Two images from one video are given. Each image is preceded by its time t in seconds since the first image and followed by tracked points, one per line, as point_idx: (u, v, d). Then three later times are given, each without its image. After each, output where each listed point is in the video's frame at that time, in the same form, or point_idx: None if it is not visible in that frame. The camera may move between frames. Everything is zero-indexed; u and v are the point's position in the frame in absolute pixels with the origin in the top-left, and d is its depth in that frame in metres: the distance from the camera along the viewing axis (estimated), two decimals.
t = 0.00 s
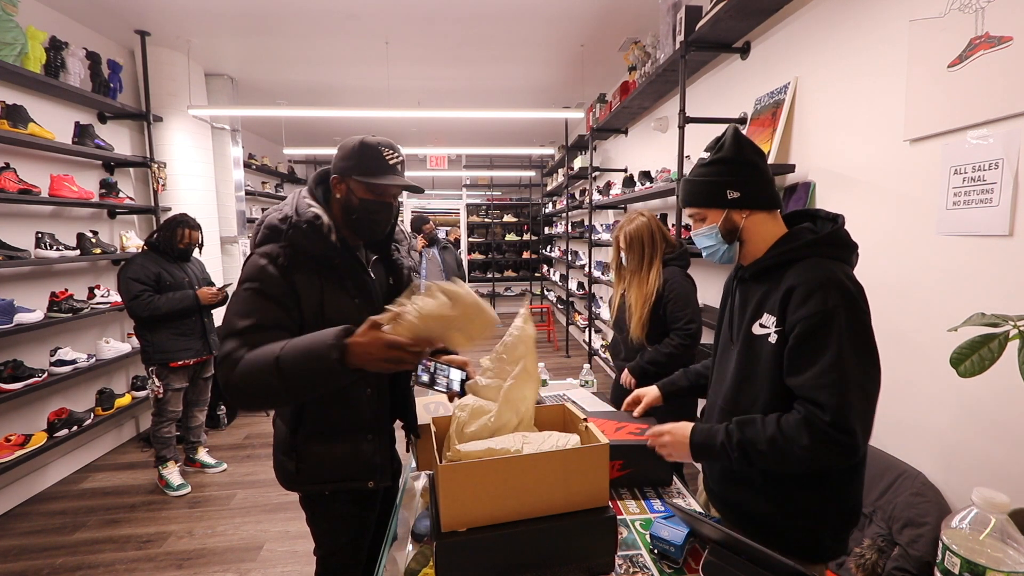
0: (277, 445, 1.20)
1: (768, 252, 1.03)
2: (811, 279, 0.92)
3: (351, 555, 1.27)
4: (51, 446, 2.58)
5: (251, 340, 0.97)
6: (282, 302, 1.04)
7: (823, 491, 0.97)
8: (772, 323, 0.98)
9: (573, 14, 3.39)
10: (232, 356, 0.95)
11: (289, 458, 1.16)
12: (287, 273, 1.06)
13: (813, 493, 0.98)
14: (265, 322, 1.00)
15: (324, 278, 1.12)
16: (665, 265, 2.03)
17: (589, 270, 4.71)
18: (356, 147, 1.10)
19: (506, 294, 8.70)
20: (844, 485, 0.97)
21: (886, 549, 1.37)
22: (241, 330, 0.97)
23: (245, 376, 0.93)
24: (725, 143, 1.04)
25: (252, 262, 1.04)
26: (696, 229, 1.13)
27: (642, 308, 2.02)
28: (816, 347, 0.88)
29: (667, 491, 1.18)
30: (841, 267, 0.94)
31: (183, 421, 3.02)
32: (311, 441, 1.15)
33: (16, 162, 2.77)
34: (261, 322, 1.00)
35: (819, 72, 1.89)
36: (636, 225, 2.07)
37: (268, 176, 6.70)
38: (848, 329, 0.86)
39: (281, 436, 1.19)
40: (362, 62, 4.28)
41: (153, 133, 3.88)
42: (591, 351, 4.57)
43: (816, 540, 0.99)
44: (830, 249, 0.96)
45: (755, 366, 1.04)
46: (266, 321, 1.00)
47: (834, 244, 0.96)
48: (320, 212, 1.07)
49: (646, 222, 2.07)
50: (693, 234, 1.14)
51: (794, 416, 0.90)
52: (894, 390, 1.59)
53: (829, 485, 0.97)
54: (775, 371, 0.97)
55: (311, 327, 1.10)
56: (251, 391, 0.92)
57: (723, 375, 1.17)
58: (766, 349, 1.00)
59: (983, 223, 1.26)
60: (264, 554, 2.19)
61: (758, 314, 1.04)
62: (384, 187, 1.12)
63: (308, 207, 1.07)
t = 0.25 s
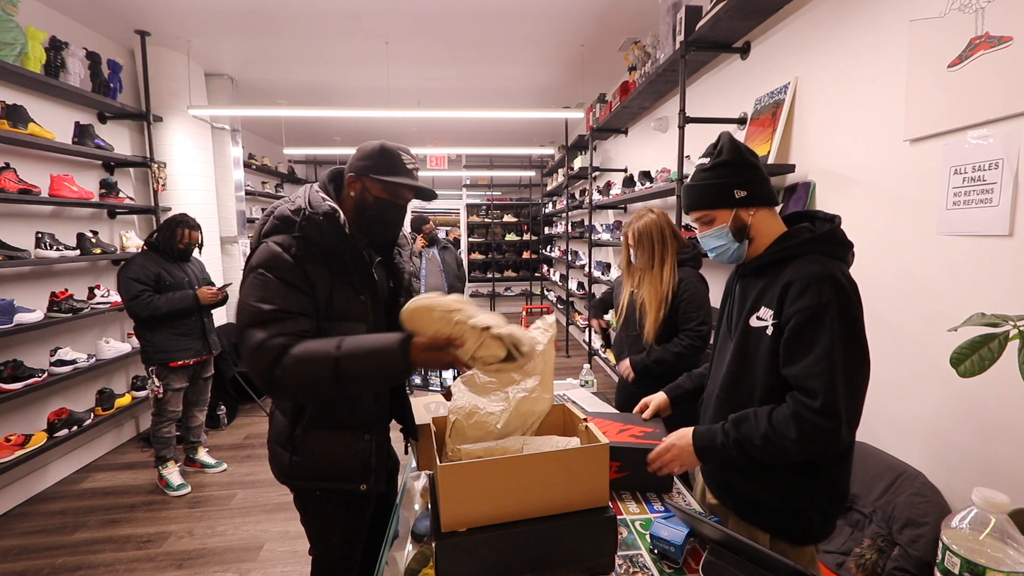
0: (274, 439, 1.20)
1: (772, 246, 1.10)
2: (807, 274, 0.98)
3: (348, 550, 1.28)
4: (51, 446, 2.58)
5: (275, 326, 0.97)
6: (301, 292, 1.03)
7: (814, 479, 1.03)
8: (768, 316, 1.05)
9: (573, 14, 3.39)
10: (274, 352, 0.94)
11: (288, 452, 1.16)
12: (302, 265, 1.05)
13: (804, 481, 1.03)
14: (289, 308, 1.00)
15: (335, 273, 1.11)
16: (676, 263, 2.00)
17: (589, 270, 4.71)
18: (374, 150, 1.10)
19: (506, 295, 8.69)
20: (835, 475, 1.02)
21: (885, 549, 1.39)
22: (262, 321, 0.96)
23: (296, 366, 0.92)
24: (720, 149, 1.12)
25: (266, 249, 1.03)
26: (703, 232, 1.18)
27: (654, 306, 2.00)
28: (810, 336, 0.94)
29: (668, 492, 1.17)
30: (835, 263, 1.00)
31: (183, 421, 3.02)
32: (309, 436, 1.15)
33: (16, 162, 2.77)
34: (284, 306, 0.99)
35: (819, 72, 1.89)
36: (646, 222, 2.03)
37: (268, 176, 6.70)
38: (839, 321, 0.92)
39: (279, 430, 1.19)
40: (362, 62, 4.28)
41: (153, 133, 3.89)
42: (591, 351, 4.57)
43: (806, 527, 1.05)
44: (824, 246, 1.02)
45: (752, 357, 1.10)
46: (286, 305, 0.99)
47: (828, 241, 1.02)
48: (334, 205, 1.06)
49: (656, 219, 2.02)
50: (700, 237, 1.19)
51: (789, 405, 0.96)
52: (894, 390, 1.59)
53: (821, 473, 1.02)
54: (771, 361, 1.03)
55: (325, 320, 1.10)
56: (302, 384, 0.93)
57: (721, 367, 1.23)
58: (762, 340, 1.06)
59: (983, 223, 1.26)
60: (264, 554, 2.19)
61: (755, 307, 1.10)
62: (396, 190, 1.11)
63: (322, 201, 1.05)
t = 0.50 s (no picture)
0: (273, 427, 1.11)
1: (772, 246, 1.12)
2: (807, 270, 1.01)
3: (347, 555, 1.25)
4: (50, 446, 2.58)
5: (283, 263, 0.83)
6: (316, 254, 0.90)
7: (807, 467, 1.07)
8: (767, 311, 1.08)
9: (573, 14, 3.39)
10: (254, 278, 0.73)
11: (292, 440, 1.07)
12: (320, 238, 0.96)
13: (798, 470, 1.07)
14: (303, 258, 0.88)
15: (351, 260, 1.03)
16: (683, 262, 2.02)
17: (589, 270, 4.71)
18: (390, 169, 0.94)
19: (506, 294, 8.69)
20: (826, 462, 1.07)
21: (886, 549, 1.39)
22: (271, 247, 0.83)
23: (279, 302, 0.71)
24: (723, 152, 1.13)
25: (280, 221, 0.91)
26: (706, 232, 1.20)
27: (661, 306, 1.99)
28: (808, 330, 0.98)
29: (669, 492, 1.17)
30: (832, 260, 1.04)
31: (183, 421, 3.02)
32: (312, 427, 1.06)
33: (16, 162, 2.77)
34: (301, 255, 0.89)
35: (819, 72, 1.89)
36: (652, 223, 2.01)
37: (268, 176, 6.70)
38: (838, 315, 0.96)
39: (281, 418, 1.09)
40: (362, 62, 4.29)
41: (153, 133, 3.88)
42: (591, 351, 4.57)
43: (797, 512, 1.10)
44: (824, 244, 1.05)
45: (751, 350, 1.13)
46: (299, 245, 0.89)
47: (826, 241, 1.05)
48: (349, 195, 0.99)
49: (662, 220, 2.01)
50: (703, 238, 1.21)
51: (789, 397, 0.99)
52: (894, 390, 1.59)
53: (814, 461, 1.06)
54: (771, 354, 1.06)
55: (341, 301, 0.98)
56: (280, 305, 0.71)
57: (720, 362, 1.26)
58: (761, 334, 1.09)
59: (983, 223, 1.26)
60: (264, 554, 2.19)
61: (754, 302, 1.13)
62: (409, 213, 0.93)
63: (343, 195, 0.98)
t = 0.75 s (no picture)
0: (274, 413, 1.14)
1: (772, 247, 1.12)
2: (806, 268, 1.02)
3: (343, 548, 1.26)
4: (50, 446, 2.58)
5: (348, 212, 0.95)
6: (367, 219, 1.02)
7: (805, 460, 1.09)
8: (766, 307, 1.08)
9: (574, 14, 3.39)
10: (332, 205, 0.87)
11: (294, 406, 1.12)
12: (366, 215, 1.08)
13: (796, 463, 1.09)
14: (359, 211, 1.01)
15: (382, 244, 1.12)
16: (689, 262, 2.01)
17: (589, 270, 4.70)
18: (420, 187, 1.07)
19: (506, 294, 8.69)
20: (822, 454, 1.09)
21: (886, 550, 1.39)
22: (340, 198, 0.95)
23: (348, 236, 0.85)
24: (723, 158, 1.13)
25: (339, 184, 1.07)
26: (708, 237, 1.18)
27: (670, 305, 1.98)
28: (810, 326, 0.98)
29: (668, 491, 1.17)
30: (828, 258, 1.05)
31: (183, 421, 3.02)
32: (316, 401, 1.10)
33: (16, 162, 2.77)
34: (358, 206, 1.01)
35: (819, 72, 1.89)
36: (656, 223, 2.02)
37: (268, 176, 6.70)
38: (837, 310, 0.97)
39: (283, 383, 1.13)
40: (362, 62, 4.29)
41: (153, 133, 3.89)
42: (591, 351, 4.57)
43: (794, 505, 1.12)
44: (821, 245, 1.06)
45: (751, 348, 1.13)
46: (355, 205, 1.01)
47: (822, 241, 1.07)
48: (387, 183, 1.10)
49: (667, 220, 2.01)
50: (706, 243, 1.19)
51: (795, 393, 0.99)
52: (893, 390, 1.60)
53: (812, 454, 1.08)
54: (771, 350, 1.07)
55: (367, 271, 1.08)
56: (349, 251, 0.84)
57: (718, 360, 1.26)
58: (761, 332, 1.09)
59: (983, 223, 1.26)
60: (264, 554, 2.19)
61: (753, 300, 1.14)
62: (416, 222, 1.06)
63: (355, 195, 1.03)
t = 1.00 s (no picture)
0: (280, 417, 1.14)
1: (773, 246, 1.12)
2: (805, 268, 1.02)
3: (346, 547, 1.26)
4: (50, 446, 2.58)
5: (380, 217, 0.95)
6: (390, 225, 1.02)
7: (804, 457, 1.09)
8: (766, 306, 1.09)
9: (573, 14, 3.39)
10: (371, 214, 0.86)
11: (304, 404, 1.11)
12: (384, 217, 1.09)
13: (795, 460, 1.09)
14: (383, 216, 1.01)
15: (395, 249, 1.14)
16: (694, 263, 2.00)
17: (589, 270, 4.71)
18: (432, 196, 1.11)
19: (506, 294, 8.69)
20: (820, 451, 1.10)
21: (885, 549, 1.39)
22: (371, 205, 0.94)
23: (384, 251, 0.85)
24: (729, 157, 1.13)
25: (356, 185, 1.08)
26: (710, 235, 1.18)
27: (677, 307, 1.97)
28: (810, 325, 0.98)
29: (668, 491, 1.17)
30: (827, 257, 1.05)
31: (183, 421, 3.02)
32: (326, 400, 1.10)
33: (16, 162, 2.77)
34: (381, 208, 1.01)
35: (819, 72, 1.89)
36: (659, 226, 2.01)
37: (268, 176, 6.70)
38: (836, 310, 0.97)
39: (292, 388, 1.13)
40: (362, 62, 4.29)
41: (153, 133, 3.89)
42: (591, 350, 4.57)
43: (794, 502, 1.12)
44: (819, 245, 1.06)
45: (751, 346, 1.13)
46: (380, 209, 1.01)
47: (821, 240, 1.07)
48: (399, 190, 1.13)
49: (670, 222, 2.01)
50: (707, 241, 1.19)
51: (795, 394, 0.99)
52: (893, 390, 1.60)
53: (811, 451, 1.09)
54: (771, 349, 1.07)
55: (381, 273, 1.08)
56: (381, 267, 0.83)
57: (718, 359, 1.27)
58: (760, 331, 1.10)
59: (983, 223, 1.26)
60: (264, 554, 2.19)
61: (752, 299, 1.14)
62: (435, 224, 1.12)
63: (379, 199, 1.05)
